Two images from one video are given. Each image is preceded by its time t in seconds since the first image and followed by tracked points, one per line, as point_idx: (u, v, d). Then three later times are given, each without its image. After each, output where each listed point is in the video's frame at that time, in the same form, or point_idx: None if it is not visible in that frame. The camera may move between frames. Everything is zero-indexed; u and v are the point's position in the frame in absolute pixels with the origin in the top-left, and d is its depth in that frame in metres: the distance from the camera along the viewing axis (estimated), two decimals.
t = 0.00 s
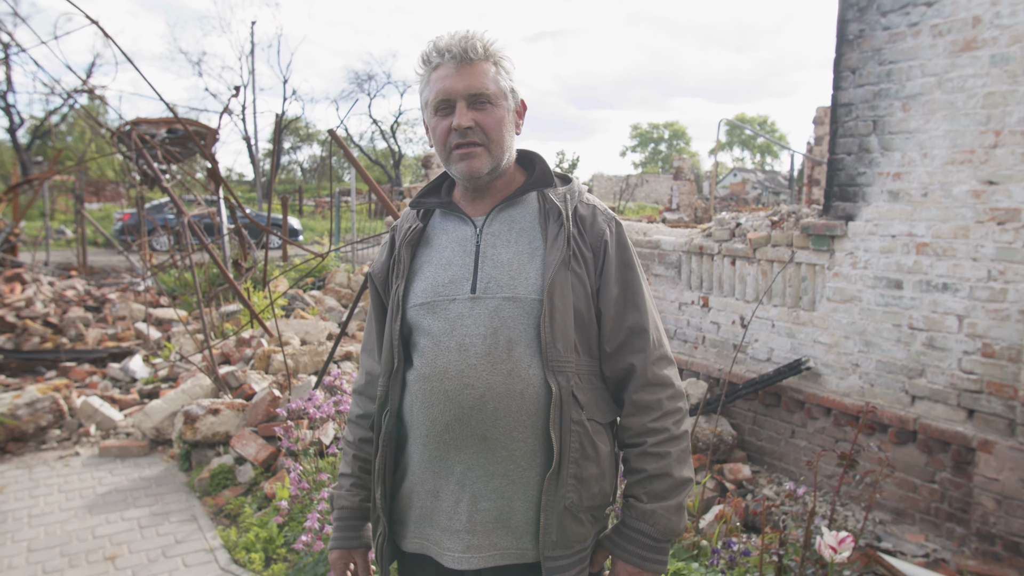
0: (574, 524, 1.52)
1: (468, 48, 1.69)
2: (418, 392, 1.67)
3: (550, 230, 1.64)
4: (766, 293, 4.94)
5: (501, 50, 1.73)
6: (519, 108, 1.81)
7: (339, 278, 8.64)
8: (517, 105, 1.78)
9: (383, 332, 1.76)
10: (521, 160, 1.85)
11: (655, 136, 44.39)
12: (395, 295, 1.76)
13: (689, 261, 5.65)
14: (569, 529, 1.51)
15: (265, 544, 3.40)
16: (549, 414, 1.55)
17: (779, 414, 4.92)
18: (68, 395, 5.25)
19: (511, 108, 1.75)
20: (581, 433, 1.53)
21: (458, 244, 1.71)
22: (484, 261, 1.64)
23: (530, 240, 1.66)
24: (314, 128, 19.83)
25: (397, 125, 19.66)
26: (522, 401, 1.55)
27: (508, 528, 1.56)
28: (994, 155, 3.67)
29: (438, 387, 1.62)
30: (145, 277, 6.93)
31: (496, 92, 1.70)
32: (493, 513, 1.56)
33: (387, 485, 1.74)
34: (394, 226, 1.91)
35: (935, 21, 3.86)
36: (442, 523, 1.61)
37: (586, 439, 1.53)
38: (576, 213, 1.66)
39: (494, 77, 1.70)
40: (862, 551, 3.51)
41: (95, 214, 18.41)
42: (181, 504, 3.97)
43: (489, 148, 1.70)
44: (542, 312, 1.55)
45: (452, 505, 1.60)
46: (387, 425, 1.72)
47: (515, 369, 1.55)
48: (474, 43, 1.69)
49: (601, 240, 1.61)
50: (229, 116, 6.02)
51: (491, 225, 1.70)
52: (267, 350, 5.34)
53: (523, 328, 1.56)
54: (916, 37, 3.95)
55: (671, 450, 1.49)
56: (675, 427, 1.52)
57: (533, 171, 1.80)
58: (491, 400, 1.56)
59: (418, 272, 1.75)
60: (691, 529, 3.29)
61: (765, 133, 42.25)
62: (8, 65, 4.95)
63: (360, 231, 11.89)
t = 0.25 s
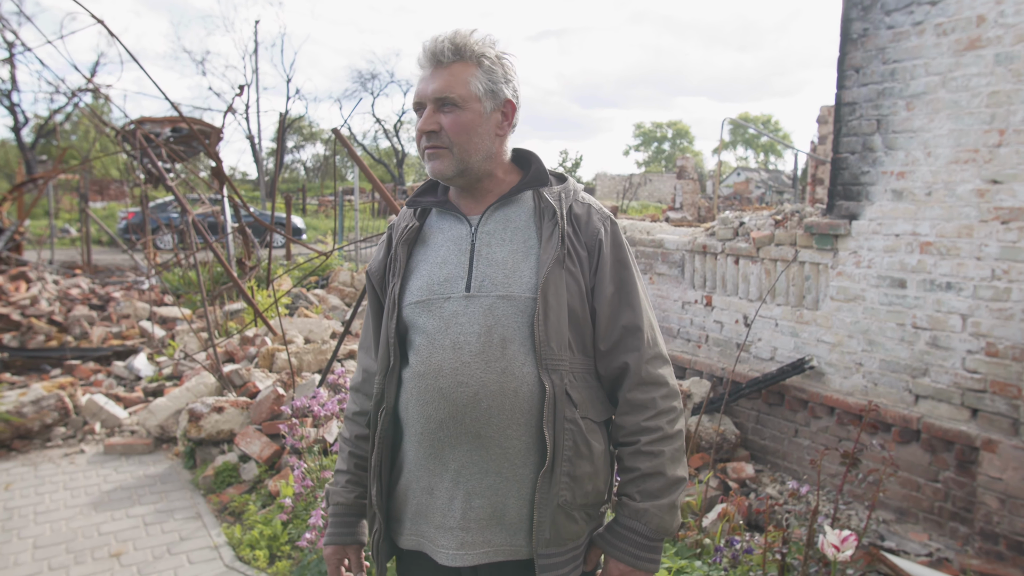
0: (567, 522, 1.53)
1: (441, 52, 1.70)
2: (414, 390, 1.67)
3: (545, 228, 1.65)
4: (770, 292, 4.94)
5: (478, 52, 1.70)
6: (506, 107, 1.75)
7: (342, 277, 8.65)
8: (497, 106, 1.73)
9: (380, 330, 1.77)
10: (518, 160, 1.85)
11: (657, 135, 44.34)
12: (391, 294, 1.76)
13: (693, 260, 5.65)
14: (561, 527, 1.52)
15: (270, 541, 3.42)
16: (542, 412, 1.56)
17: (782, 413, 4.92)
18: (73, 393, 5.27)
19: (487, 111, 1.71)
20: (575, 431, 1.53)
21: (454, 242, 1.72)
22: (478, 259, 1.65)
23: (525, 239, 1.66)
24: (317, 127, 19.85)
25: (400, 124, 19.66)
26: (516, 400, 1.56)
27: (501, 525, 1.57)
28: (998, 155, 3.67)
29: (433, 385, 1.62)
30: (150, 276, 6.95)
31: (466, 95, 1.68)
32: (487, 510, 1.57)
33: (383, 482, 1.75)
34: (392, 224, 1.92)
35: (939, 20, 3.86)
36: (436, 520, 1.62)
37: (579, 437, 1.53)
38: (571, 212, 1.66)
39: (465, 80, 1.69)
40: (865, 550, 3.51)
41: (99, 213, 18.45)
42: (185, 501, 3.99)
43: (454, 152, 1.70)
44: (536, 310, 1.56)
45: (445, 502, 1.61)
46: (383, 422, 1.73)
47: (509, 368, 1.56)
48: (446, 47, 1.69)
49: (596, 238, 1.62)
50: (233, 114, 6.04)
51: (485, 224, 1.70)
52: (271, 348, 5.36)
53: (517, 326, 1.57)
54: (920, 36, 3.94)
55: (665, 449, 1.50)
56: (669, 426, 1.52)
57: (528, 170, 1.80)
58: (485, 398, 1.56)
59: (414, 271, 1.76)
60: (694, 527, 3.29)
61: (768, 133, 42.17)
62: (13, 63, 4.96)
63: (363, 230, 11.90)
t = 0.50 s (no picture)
0: (563, 522, 1.53)
1: (433, 51, 1.72)
2: (413, 387, 1.68)
3: (546, 228, 1.65)
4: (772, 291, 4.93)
5: (468, 50, 1.70)
6: (498, 104, 1.72)
7: (345, 275, 8.66)
8: (488, 104, 1.71)
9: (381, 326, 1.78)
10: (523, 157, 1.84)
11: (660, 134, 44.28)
12: (392, 290, 1.77)
13: (695, 259, 5.64)
14: (558, 527, 1.53)
15: (273, 538, 3.43)
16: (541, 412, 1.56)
17: (784, 411, 4.93)
18: (77, 390, 5.29)
19: (476, 109, 1.70)
20: (573, 431, 1.54)
21: (455, 240, 1.72)
22: (479, 257, 1.66)
23: (526, 238, 1.67)
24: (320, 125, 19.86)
25: (403, 122, 19.65)
26: (514, 398, 1.56)
27: (498, 523, 1.58)
28: (1002, 153, 3.66)
29: (432, 382, 1.63)
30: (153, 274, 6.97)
31: (453, 94, 1.69)
32: (484, 509, 1.58)
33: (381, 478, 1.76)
34: (395, 221, 1.93)
35: (943, 18, 3.85)
36: (433, 518, 1.63)
37: (577, 437, 1.53)
38: (573, 211, 1.66)
39: (454, 79, 1.69)
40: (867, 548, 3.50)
41: (102, 211, 18.48)
42: (188, 498, 4.00)
43: (442, 150, 1.72)
44: (536, 309, 1.56)
45: (443, 501, 1.62)
46: (383, 419, 1.74)
47: (508, 366, 1.56)
48: (437, 46, 1.71)
49: (598, 238, 1.62)
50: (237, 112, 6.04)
51: (487, 222, 1.71)
52: (274, 346, 5.37)
53: (517, 325, 1.57)
54: (924, 34, 3.93)
55: (664, 451, 1.50)
56: (669, 428, 1.52)
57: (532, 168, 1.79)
58: (484, 396, 1.57)
59: (415, 267, 1.77)
60: (696, 525, 3.30)
61: (770, 131, 42.10)
62: (17, 61, 4.97)
63: (366, 228, 11.90)
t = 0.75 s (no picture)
0: (567, 524, 1.53)
1: (437, 49, 1.72)
2: (418, 386, 1.68)
3: (554, 227, 1.65)
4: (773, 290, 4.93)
5: (471, 47, 1.70)
6: (503, 102, 1.72)
7: (346, 273, 8.66)
8: (493, 102, 1.70)
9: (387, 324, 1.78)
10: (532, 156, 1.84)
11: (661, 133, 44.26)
12: (398, 288, 1.77)
13: (696, 258, 5.64)
14: (562, 528, 1.52)
15: (273, 535, 3.44)
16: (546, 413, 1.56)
17: (785, 410, 4.93)
18: (78, 388, 5.29)
19: (480, 107, 1.70)
20: (579, 432, 1.53)
21: (462, 239, 1.72)
22: (486, 256, 1.66)
23: (533, 237, 1.67)
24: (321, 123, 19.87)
25: (404, 120, 19.65)
26: (520, 398, 1.56)
27: (502, 524, 1.58)
28: (1003, 153, 3.66)
29: (437, 381, 1.63)
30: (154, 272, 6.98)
31: (456, 92, 1.69)
32: (488, 509, 1.58)
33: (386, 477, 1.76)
34: (401, 218, 1.93)
35: (945, 17, 3.84)
36: (437, 518, 1.63)
37: (583, 439, 1.53)
38: (581, 211, 1.66)
39: (457, 77, 1.69)
40: (868, 547, 3.49)
41: (103, 208, 18.49)
42: (189, 496, 4.00)
43: (447, 148, 1.72)
44: (542, 309, 1.56)
45: (447, 501, 1.62)
46: (388, 418, 1.74)
47: (514, 366, 1.56)
48: (441, 44, 1.71)
49: (606, 238, 1.62)
50: (238, 110, 6.04)
51: (494, 221, 1.71)
52: (275, 344, 5.37)
53: (522, 324, 1.57)
54: (926, 33, 3.93)
55: (671, 453, 1.49)
56: (676, 430, 1.52)
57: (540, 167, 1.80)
58: (490, 396, 1.57)
59: (422, 265, 1.77)
60: (696, 524, 3.30)
61: (772, 130, 42.06)
62: (19, 58, 4.97)
63: (366, 227, 11.90)
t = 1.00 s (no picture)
0: (583, 527, 1.52)
1: (445, 48, 1.73)
2: (432, 388, 1.68)
3: (568, 227, 1.64)
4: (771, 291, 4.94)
5: (478, 45, 1.70)
6: (511, 100, 1.71)
7: (344, 273, 8.65)
8: (501, 100, 1.70)
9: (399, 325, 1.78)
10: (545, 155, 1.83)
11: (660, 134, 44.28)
12: (411, 289, 1.77)
13: (695, 258, 5.65)
14: (578, 532, 1.52)
15: (271, 536, 3.43)
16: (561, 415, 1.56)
17: (783, 411, 4.93)
18: (75, 387, 5.29)
19: (487, 105, 1.69)
20: (594, 434, 1.53)
21: (476, 239, 1.72)
22: (500, 257, 1.65)
23: (547, 237, 1.66)
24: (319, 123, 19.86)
25: (403, 120, 19.64)
26: (535, 401, 1.56)
27: (517, 527, 1.58)
28: (1002, 154, 3.66)
29: (451, 383, 1.63)
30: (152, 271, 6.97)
31: (464, 90, 1.69)
32: (503, 512, 1.58)
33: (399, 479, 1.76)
34: (413, 217, 1.92)
35: (944, 18, 3.85)
36: (451, 521, 1.63)
37: (598, 441, 1.53)
38: (596, 210, 1.66)
39: (464, 75, 1.69)
40: (866, 548, 3.48)
41: (101, 207, 18.47)
42: (187, 495, 4.00)
43: (454, 147, 1.72)
44: (557, 311, 1.56)
45: (462, 503, 1.62)
46: (401, 419, 1.74)
47: (529, 369, 1.56)
48: (448, 43, 1.72)
49: (621, 238, 1.61)
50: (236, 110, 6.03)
51: (508, 220, 1.70)
52: (273, 343, 5.36)
53: (537, 326, 1.57)
54: (925, 34, 3.93)
55: (688, 454, 1.49)
56: (693, 431, 1.51)
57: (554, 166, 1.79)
58: (505, 398, 1.57)
59: (434, 266, 1.77)
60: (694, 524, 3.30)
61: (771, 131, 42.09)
62: (17, 57, 4.96)
63: (364, 226, 11.89)
